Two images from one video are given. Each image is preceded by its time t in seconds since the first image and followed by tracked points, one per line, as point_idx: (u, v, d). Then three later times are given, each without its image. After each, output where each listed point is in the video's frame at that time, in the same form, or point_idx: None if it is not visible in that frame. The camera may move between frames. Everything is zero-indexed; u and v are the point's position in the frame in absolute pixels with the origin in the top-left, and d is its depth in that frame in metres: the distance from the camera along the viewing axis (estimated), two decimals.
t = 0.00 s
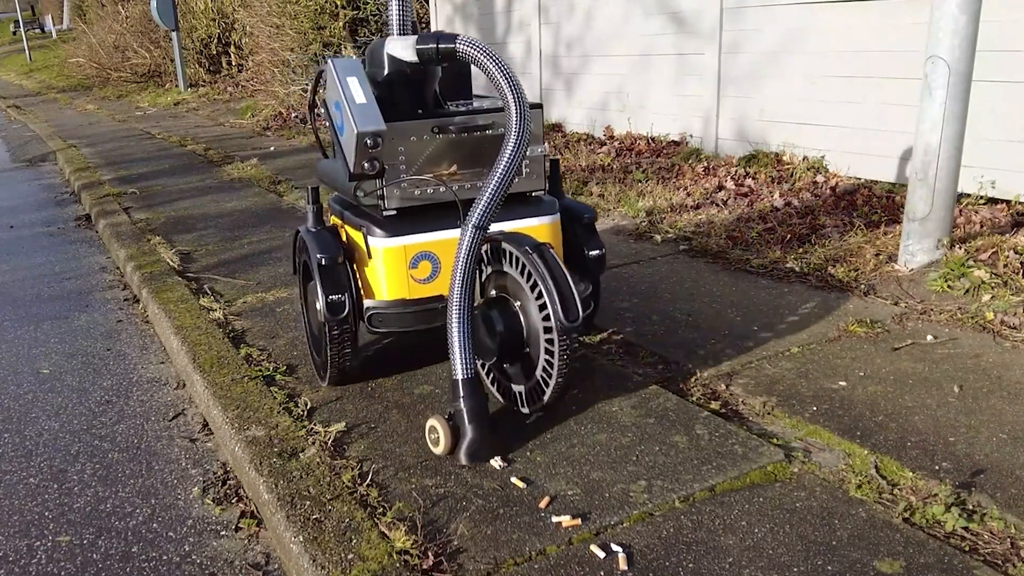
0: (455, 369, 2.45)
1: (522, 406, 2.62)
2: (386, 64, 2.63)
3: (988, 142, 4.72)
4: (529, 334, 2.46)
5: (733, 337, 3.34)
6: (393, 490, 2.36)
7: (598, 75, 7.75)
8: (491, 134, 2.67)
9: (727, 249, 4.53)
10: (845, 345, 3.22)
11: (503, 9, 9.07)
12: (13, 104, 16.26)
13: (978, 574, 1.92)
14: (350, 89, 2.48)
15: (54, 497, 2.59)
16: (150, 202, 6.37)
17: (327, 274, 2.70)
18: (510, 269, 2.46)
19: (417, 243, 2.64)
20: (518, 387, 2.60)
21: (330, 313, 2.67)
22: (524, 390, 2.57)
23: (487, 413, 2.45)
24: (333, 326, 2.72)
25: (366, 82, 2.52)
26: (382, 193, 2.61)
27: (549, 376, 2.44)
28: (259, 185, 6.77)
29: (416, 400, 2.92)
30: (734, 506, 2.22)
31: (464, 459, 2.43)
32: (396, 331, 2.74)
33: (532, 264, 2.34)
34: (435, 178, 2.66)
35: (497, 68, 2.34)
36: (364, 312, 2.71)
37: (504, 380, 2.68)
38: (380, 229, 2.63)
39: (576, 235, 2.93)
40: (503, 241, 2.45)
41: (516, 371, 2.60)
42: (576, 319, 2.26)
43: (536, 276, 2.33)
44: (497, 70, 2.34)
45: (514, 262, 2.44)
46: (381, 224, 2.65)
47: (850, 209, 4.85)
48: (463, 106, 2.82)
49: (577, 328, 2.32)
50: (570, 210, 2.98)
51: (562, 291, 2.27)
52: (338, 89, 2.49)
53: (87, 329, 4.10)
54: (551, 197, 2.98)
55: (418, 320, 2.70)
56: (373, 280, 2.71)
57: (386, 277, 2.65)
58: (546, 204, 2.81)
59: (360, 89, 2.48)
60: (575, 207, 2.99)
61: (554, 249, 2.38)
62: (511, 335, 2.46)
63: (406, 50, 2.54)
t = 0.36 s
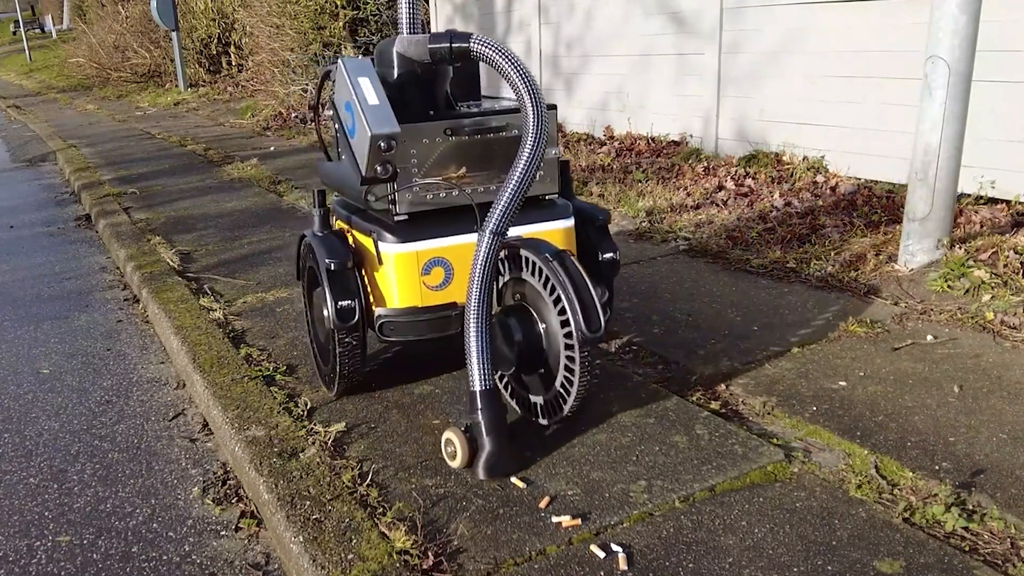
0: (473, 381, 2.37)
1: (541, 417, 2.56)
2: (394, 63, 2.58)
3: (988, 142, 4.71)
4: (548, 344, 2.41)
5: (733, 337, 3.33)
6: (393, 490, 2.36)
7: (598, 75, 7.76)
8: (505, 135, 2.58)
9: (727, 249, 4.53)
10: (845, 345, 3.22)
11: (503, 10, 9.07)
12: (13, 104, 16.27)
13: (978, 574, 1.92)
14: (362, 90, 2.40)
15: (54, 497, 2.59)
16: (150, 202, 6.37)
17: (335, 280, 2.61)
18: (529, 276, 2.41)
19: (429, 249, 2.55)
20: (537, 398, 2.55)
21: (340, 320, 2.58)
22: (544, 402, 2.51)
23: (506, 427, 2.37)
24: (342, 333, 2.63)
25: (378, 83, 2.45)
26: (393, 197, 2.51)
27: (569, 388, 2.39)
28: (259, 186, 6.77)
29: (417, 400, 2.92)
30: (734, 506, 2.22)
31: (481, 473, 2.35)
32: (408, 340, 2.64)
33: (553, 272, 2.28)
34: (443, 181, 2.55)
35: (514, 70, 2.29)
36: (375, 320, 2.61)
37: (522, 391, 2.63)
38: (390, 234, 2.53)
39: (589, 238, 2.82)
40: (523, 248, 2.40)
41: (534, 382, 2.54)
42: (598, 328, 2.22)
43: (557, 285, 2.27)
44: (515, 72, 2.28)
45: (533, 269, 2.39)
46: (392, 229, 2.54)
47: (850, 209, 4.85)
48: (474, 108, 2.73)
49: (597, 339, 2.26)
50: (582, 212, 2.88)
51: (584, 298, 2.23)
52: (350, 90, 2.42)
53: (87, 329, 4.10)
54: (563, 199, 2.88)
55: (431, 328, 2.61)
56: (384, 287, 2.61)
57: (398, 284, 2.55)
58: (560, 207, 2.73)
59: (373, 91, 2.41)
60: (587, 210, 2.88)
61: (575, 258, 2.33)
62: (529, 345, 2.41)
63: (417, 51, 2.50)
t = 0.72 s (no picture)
0: (488, 389, 2.32)
1: (554, 426, 2.51)
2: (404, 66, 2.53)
3: (988, 142, 4.71)
4: (563, 351, 2.37)
5: (733, 338, 3.33)
6: (393, 490, 2.36)
7: (598, 76, 7.76)
8: (515, 138, 2.52)
9: (727, 249, 4.53)
10: (845, 345, 3.22)
11: (503, 10, 9.08)
12: (13, 104, 16.27)
13: (979, 574, 1.91)
14: (372, 92, 2.41)
15: (54, 497, 2.59)
16: (150, 202, 6.37)
17: (343, 286, 2.55)
18: (543, 281, 2.37)
19: (438, 254, 2.50)
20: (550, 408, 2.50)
21: (348, 327, 2.52)
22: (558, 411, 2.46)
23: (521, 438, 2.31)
24: (350, 340, 2.57)
25: (387, 85, 2.46)
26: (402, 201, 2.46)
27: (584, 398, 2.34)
28: (259, 186, 6.77)
29: (417, 400, 2.92)
30: (735, 506, 2.22)
31: (498, 483, 2.30)
32: (417, 347, 2.57)
33: (569, 277, 2.25)
34: (451, 184, 2.48)
35: (526, 71, 2.25)
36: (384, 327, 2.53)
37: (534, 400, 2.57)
38: (399, 238, 2.48)
39: (600, 242, 2.78)
40: (537, 252, 2.38)
41: (548, 390, 2.50)
42: (616, 335, 2.17)
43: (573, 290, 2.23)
44: (527, 73, 2.25)
45: (548, 274, 2.36)
46: (400, 234, 2.49)
47: (850, 209, 4.84)
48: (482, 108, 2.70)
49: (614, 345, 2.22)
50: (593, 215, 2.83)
51: (601, 302, 2.19)
52: (360, 91, 2.42)
53: (87, 329, 4.10)
54: (573, 202, 2.84)
55: (441, 335, 2.54)
56: (393, 293, 2.55)
57: (407, 290, 2.50)
58: (571, 210, 2.70)
59: (383, 93, 2.41)
60: (598, 212, 2.84)
61: (592, 263, 2.31)
62: (545, 352, 2.38)
63: (426, 50, 2.43)
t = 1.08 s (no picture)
0: (503, 398, 2.28)
1: (568, 433, 2.47)
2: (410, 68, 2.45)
3: (989, 142, 4.71)
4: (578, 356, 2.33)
5: (733, 337, 3.34)
6: (393, 490, 2.36)
7: (598, 75, 7.76)
8: (525, 139, 2.48)
9: (728, 248, 4.53)
10: (845, 345, 3.22)
11: (503, 10, 9.09)
12: (13, 104, 16.28)
13: (979, 574, 1.91)
14: (382, 93, 2.34)
15: (54, 497, 2.59)
16: (150, 202, 6.37)
17: (351, 291, 2.49)
18: (557, 286, 2.34)
19: (448, 258, 2.45)
20: (564, 414, 2.45)
21: (357, 333, 2.46)
22: (572, 418, 2.42)
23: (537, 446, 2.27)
24: (358, 346, 2.51)
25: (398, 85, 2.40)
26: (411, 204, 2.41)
27: (601, 404, 2.30)
28: (259, 186, 6.77)
29: (417, 400, 2.92)
30: (734, 506, 2.22)
31: (514, 495, 2.23)
32: (427, 353, 2.51)
33: (585, 281, 2.22)
34: (460, 186, 2.43)
35: (540, 72, 2.19)
36: (393, 332, 2.49)
37: (547, 407, 2.53)
38: (409, 242, 2.43)
39: (609, 245, 2.74)
40: (551, 257, 2.34)
41: (561, 397, 2.45)
42: (633, 341, 2.16)
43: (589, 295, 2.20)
44: (541, 76, 2.19)
45: (561, 279, 2.32)
46: (410, 237, 2.44)
47: (850, 209, 4.85)
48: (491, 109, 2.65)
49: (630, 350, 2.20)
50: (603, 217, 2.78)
51: (619, 308, 2.17)
52: (369, 91, 2.36)
53: (87, 329, 4.10)
54: (583, 204, 2.79)
55: (452, 340, 2.48)
56: (402, 299, 2.50)
57: (417, 295, 2.45)
58: (582, 213, 2.64)
59: (393, 94, 2.35)
60: (608, 215, 2.79)
61: (607, 267, 2.28)
62: (559, 358, 2.33)
63: (435, 49, 2.34)
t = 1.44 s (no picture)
0: (514, 405, 2.25)
1: (581, 441, 2.43)
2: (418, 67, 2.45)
3: (989, 142, 4.71)
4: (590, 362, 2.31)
5: (733, 337, 3.34)
6: (393, 490, 2.36)
7: (598, 75, 7.76)
8: (535, 140, 2.44)
9: (728, 248, 4.54)
10: (845, 345, 3.22)
11: (502, 10, 9.09)
12: (13, 104, 16.30)
13: (979, 574, 1.91)
14: (391, 93, 2.31)
15: (54, 497, 2.59)
16: (150, 202, 6.37)
17: (359, 296, 2.47)
18: (570, 290, 2.32)
19: (457, 262, 2.43)
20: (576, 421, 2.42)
21: (364, 338, 2.44)
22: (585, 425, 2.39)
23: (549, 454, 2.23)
24: (365, 351, 2.49)
25: (407, 86, 2.37)
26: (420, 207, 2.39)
27: (614, 412, 2.27)
28: (258, 186, 6.77)
29: (417, 400, 2.92)
30: (734, 506, 2.22)
31: (526, 503, 2.20)
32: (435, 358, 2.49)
33: (598, 285, 2.19)
34: (467, 189, 2.41)
35: (549, 71, 2.19)
36: (400, 338, 2.47)
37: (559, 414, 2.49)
38: (417, 246, 2.41)
39: (621, 251, 2.72)
40: (564, 260, 2.31)
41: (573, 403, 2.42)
42: (646, 347, 2.12)
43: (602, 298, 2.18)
44: (551, 75, 2.18)
45: (575, 283, 2.31)
46: (418, 241, 2.42)
47: (850, 209, 4.85)
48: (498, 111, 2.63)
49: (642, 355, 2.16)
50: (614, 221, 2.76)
51: (631, 311, 2.14)
52: (379, 92, 2.33)
53: (87, 329, 4.10)
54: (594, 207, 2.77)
55: (460, 345, 2.47)
56: (409, 303, 2.48)
57: (425, 300, 2.43)
58: (591, 216, 2.63)
59: (403, 94, 2.31)
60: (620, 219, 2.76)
61: (621, 270, 2.25)
62: (571, 363, 2.30)
63: (444, 48, 2.32)
